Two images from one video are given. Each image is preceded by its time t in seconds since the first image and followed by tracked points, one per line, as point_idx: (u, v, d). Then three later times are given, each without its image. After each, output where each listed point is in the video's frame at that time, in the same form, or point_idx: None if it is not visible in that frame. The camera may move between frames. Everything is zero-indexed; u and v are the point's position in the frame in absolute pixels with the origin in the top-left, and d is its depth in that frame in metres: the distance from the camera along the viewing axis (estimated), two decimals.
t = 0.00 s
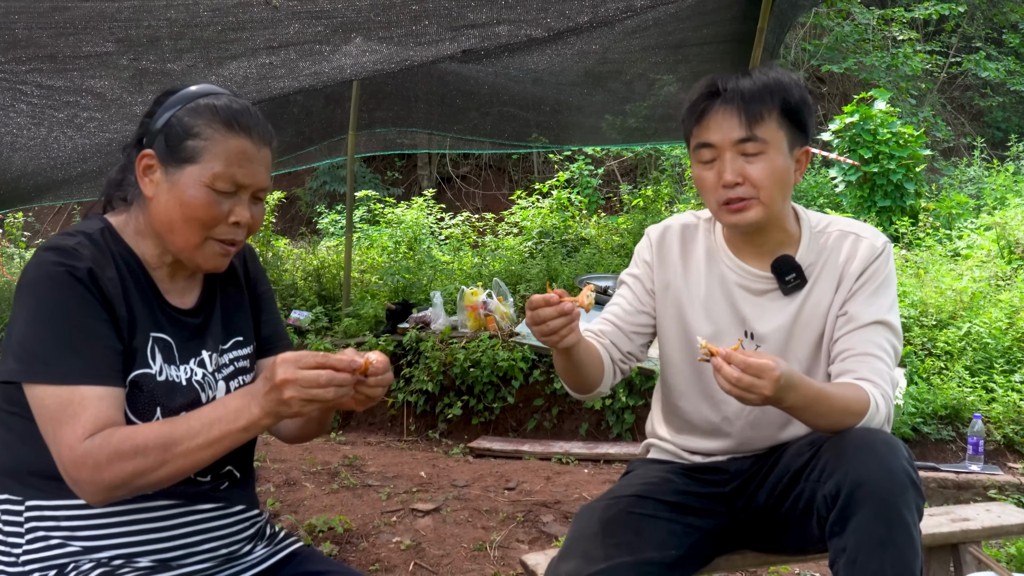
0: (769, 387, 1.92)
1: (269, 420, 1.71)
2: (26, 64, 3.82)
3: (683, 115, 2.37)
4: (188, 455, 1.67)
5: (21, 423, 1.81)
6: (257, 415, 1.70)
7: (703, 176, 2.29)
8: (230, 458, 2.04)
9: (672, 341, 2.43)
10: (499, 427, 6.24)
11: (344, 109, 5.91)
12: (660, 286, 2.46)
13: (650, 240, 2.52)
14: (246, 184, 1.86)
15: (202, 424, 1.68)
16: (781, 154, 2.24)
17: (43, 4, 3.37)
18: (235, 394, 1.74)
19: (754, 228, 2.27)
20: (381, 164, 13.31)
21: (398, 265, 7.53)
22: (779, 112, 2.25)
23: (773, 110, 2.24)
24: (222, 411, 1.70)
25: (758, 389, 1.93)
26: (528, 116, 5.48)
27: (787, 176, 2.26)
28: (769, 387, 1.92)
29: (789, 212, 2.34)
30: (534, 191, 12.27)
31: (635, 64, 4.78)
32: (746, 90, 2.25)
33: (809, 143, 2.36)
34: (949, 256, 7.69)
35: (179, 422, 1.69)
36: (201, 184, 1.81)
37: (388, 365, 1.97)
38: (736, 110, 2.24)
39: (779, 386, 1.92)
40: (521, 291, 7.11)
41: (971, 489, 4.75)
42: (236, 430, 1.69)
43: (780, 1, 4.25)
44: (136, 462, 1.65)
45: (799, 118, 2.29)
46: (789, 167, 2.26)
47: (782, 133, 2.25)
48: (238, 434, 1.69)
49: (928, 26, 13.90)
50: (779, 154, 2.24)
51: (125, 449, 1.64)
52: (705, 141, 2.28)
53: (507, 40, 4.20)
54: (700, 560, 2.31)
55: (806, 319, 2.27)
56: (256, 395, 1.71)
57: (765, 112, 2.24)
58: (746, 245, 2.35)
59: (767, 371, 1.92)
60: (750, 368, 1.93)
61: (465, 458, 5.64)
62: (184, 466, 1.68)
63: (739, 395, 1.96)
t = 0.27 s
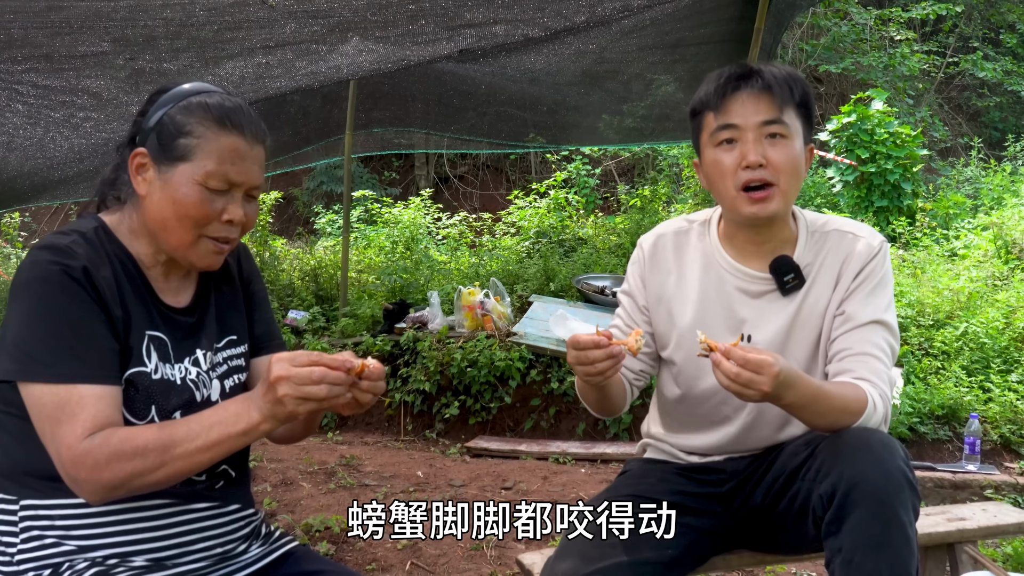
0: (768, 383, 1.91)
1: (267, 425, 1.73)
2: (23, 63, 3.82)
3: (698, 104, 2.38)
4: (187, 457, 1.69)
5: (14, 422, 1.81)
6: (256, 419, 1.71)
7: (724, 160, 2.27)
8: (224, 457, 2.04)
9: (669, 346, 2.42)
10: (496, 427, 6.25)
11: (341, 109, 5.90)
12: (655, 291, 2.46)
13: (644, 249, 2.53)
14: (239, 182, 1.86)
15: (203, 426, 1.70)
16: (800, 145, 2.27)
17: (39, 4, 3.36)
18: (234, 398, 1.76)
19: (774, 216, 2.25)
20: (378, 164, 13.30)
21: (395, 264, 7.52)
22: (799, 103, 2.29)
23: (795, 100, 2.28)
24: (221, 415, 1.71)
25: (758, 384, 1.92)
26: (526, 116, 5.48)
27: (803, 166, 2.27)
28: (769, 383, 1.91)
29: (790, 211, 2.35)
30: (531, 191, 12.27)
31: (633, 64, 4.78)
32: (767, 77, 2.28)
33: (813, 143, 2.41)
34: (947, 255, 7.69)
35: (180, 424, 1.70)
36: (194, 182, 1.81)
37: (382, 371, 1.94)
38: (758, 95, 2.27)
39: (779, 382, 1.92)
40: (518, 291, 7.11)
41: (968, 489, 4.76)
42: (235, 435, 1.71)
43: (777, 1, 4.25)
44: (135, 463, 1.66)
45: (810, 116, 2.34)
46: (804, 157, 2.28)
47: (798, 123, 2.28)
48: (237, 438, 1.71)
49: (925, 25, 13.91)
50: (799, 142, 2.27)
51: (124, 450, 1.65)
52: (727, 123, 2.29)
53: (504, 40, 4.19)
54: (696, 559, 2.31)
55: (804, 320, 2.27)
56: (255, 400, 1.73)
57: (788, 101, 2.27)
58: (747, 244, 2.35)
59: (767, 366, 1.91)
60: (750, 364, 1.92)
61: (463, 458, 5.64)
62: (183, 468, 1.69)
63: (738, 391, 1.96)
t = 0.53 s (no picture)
0: (762, 382, 1.92)
1: (253, 424, 1.71)
2: (23, 66, 3.82)
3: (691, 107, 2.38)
4: (169, 455, 1.67)
5: (12, 424, 1.81)
6: (242, 417, 1.70)
7: (713, 164, 2.29)
8: (222, 459, 2.04)
9: (667, 348, 2.44)
10: (496, 429, 6.26)
11: (340, 111, 5.91)
12: (651, 294, 2.47)
13: (640, 251, 2.54)
14: (236, 184, 1.86)
15: (185, 424, 1.68)
16: (790, 148, 2.27)
17: (39, 7, 3.36)
18: (221, 395, 1.74)
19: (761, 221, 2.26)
20: (378, 166, 13.30)
21: (395, 266, 7.53)
22: (791, 107, 2.29)
23: (786, 104, 2.28)
24: (205, 415, 1.69)
25: (752, 382, 1.93)
26: (525, 117, 5.49)
27: (793, 171, 2.27)
28: (763, 382, 1.92)
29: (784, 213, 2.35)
30: (531, 193, 12.27)
31: (632, 66, 4.78)
32: (758, 82, 2.28)
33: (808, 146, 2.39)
34: (946, 257, 7.70)
35: (161, 423, 1.68)
36: (190, 185, 1.81)
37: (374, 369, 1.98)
38: (748, 100, 2.27)
39: (773, 381, 1.92)
40: (518, 293, 7.11)
41: (968, 490, 4.76)
42: (220, 434, 1.69)
43: (776, 3, 4.25)
44: (118, 463, 1.64)
45: (804, 119, 2.34)
46: (795, 162, 2.28)
47: (790, 128, 2.28)
48: (223, 436, 1.69)
49: (924, 27, 13.92)
50: (789, 147, 2.27)
51: (106, 450, 1.64)
52: (717, 130, 2.29)
53: (503, 42, 4.20)
54: (695, 561, 2.31)
55: (800, 322, 2.27)
56: (241, 398, 1.70)
57: (779, 105, 2.26)
58: (742, 246, 2.36)
59: (760, 364, 1.92)
60: (744, 363, 1.93)
61: (462, 460, 5.64)
62: (167, 467, 1.68)
63: (733, 390, 1.96)
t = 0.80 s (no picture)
0: (743, 310, 1.92)
1: (240, 403, 1.69)
2: (21, 66, 3.82)
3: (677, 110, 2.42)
4: (153, 438, 1.65)
5: (10, 424, 1.81)
6: (228, 399, 1.68)
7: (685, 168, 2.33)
8: (221, 456, 2.04)
9: (663, 343, 2.44)
10: (494, 429, 6.25)
11: (339, 111, 5.91)
12: (648, 290, 2.48)
13: (640, 248, 2.56)
14: (230, 181, 1.86)
15: (169, 408, 1.67)
16: (762, 153, 2.25)
17: (37, 7, 3.36)
18: (207, 377, 1.72)
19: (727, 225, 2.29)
20: (377, 166, 13.30)
21: (393, 266, 7.53)
22: (767, 112, 2.26)
23: (761, 110, 2.26)
24: (191, 394, 1.68)
25: (741, 297, 1.92)
26: (524, 117, 5.49)
27: (765, 176, 2.25)
28: (743, 309, 1.92)
29: (776, 212, 2.34)
30: (529, 193, 12.28)
31: (630, 66, 4.79)
32: (731, 88, 2.28)
33: (800, 148, 2.33)
34: (944, 257, 7.71)
35: (146, 408, 1.67)
36: (185, 182, 1.81)
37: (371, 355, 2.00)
38: (720, 105, 2.27)
39: (754, 312, 1.92)
40: (516, 293, 7.11)
41: (965, 490, 4.77)
42: (206, 416, 1.68)
43: (774, 4, 4.26)
44: (102, 450, 1.63)
45: (786, 123, 2.29)
46: (769, 167, 2.25)
47: (764, 132, 2.25)
48: (208, 418, 1.68)
49: (922, 28, 13.94)
50: (759, 152, 2.24)
51: (91, 436, 1.63)
52: (690, 135, 2.32)
53: (501, 42, 4.20)
54: (694, 560, 2.32)
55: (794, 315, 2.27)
56: (230, 378, 1.69)
57: (750, 111, 2.25)
58: (733, 242, 2.40)
59: (750, 282, 1.92)
60: (734, 279, 1.93)
61: (461, 460, 5.64)
62: (151, 454, 1.66)
63: (721, 308, 1.94)
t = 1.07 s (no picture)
0: (733, 310, 1.93)
1: (229, 392, 1.68)
2: (21, 66, 3.82)
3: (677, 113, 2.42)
4: (141, 428, 1.63)
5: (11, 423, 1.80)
6: (218, 387, 1.66)
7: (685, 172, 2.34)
8: (221, 456, 2.04)
9: (665, 343, 2.44)
10: (494, 429, 6.25)
11: (338, 111, 5.91)
12: (652, 289, 2.48)
13: (643, 247, 2.55)
14: (229, 180, 1.86)
15: (157, 397, 1.64)
16: (759, 157, 2.25)
17: (37, 7, 3.36)
18: (196, 365, 1.70)
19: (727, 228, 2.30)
20: (376, 166, 13.29)
21: (393, 266, 7.53)
22: (763, 115, 2.26)
23: (756, 112, 2.25)
24: (179, 383, 1.66)
25: (733, 296, 1.92)
26: (523, 118, 5.49)
27: (765, 179, 2.26)
28: (734, 310, 1.93)
29: (779, 215, 2.34)
30: (529, 193, 12.28)
31: (630, 66, 4.79)
32: (727, 92, 2.28)
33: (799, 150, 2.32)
34: (943, 257, 7.71)
35: (134, 397, 1.65)
36: (184, 181, 1.81)
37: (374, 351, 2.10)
38: (717, 110, 2.28)
39: (745, 313, 1.93)
40: (516, 293, 7.11)
41: (965, 490, 4.78)
42: (195, 406, 1.66)
43: (774, 4, 4.26)
44: (89, 440, 1.61)
45: (785, 125, 2.28)
46: (768, 169, 2.26)
47: (761, 136, 2.25)
48: (198, 408, 1.66)
49: (921, 28, 13.94)
50: (758, 156, 2.25)
51: (77, 425, 1.61)
52: (688, 139, 2.33)
53: (501, 42, 4.20)
54: (693, 560, 2.32)
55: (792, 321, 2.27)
56: (220, 368, 1.67)
57: (747, 114, 2.25)
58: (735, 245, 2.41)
59: (745, 281, 1.92)
60: (728, 277, 1.93)
61: (461, 460, 5.64)
62: (139, 445, 1.64)
63: (713, 304, 1.95)
